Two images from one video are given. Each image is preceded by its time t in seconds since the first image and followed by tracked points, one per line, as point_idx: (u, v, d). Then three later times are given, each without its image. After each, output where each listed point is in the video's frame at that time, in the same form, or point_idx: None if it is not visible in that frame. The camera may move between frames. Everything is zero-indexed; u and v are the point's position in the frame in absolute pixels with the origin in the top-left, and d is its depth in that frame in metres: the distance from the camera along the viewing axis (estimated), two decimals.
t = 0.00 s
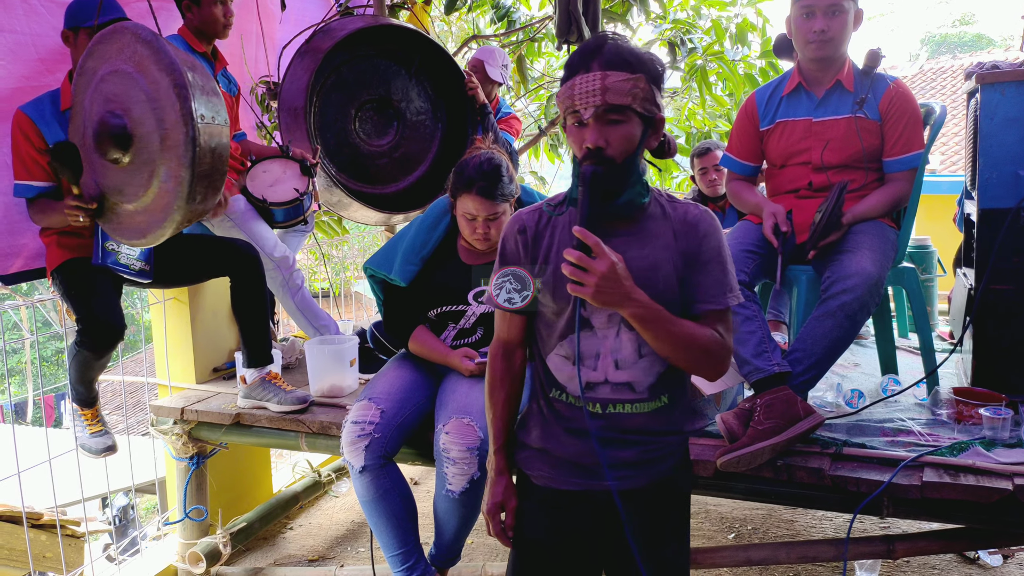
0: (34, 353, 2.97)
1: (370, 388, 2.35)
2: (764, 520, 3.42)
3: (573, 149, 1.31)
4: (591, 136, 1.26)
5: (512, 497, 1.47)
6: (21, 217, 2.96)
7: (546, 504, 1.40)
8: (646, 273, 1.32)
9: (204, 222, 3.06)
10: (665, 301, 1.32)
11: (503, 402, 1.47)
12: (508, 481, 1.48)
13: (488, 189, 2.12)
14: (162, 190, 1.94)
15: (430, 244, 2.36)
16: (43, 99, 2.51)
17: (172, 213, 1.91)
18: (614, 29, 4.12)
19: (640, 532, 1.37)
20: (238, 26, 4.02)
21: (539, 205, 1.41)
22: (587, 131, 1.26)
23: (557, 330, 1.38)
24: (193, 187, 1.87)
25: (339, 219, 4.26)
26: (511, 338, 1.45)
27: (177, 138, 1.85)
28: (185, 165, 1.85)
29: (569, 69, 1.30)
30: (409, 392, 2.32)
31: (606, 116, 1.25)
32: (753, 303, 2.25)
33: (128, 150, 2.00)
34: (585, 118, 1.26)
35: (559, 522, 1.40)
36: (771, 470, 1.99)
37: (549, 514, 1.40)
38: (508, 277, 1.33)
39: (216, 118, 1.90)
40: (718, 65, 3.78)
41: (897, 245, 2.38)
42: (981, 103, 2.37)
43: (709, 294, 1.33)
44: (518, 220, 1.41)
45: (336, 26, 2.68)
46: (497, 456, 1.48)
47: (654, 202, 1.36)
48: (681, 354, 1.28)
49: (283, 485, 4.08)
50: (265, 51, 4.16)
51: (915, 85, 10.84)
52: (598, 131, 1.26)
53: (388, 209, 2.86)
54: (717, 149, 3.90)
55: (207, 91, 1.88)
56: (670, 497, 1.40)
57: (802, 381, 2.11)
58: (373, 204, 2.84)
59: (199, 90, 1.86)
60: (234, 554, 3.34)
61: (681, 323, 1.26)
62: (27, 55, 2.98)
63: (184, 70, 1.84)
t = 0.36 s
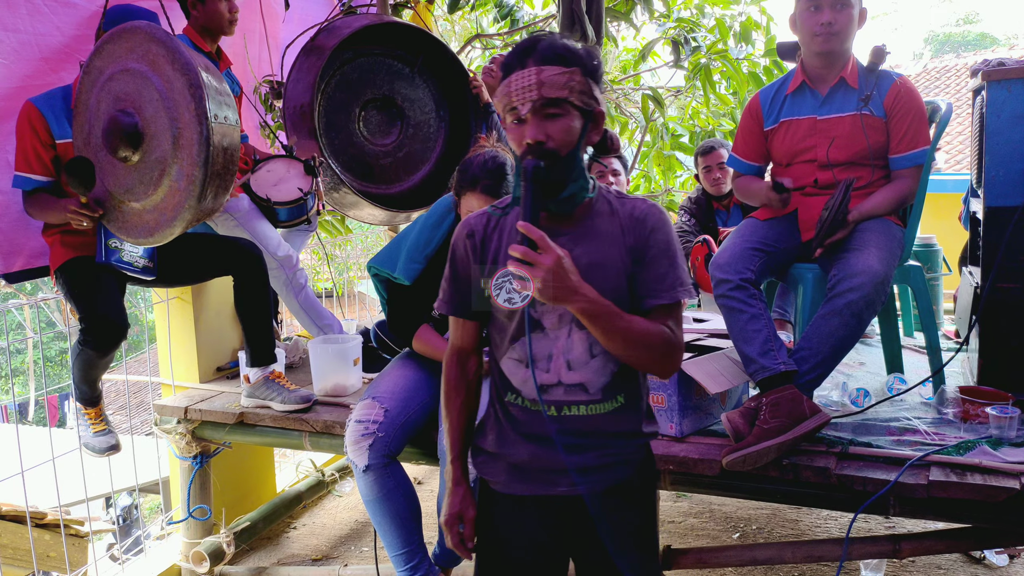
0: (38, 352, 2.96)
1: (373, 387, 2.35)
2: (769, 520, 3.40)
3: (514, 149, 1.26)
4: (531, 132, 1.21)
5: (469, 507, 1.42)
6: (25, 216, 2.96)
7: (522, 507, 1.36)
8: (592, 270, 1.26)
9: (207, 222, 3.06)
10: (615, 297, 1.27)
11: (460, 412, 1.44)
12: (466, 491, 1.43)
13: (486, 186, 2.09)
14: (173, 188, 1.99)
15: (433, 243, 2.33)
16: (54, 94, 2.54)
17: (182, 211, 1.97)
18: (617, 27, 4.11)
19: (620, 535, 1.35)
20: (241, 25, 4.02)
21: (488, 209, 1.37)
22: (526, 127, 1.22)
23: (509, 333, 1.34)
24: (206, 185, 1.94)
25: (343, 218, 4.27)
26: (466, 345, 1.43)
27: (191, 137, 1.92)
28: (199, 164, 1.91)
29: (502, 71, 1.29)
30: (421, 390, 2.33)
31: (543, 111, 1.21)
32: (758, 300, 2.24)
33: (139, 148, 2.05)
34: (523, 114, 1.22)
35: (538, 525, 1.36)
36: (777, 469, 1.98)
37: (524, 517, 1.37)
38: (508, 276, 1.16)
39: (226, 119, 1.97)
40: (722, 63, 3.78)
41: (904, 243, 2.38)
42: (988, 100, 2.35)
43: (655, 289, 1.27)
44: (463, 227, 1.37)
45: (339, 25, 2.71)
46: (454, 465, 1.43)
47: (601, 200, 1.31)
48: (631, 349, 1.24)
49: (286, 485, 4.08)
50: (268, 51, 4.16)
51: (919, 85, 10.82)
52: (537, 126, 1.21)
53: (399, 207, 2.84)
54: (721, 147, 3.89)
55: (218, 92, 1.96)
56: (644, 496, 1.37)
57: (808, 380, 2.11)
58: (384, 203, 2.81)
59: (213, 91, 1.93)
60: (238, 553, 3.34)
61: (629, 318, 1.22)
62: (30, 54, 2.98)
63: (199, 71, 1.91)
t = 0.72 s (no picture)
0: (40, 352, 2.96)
1: (375, 387, 2.35)
2: (769, 521, 3.41)
3: (481, 149, 1.32)
4: (500, 130, 1.27)
5: (444, 519, 1.39)
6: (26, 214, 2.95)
7: (508, 515, 1.36)
8: (561, 273, 1.30)
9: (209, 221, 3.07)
10: (586, 297, 1.31)
11: (430, 422, 1.43)
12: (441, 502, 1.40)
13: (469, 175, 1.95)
14: (171, 187, 1.99)
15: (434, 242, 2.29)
16: (61, 93, 2.53)
17: (180, 211, 1.97)
18: (618, 29, 4.11)
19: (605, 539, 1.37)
20: (241, 25, 4.02)
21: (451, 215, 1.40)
22: (496, 125, 1.28)
23: (477, 339, 1.38)
24: (201, 184, 1.93)
25: (343, 218, 4.28)
26: (435, 353, 1.43)
27: (187, 136, 1.91)
28: (193, 163, 1.91)
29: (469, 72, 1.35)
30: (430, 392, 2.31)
31: (513, 109, 1.28)
32: (760, 301, 2.25)
33: (140, 148, 2.05)
34: (493, 111, 1.28)
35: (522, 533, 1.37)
36: (780, 470, 1.98)
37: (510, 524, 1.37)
38: (508, 276, 1.16)
39: (224, 116, 1.95)
40: (723, 65, 3.78)
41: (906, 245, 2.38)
42: (990, 102, 2.36)
43: (624, 289, 1.31)
44: (428, 234, 1.39)
45: (340, 25, 2.73)
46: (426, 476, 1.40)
47: (566, 201, 1.36)
48: (600, 349, 1.26)
49: (286, 485, 4.07)
50: (268, 51, 4.16)
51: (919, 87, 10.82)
52: (508, 124, 1.28)
53: (394, 209, 2.84)
54: (723, 149, 3.89)
55: (217, 89, 1.94)
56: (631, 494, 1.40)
57: (810, 381, 2.11)
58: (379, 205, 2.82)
59: (209, 88, 1.92)
60: (238, 553, 3.33)
61: (597, 318, 1.24)
62: (33, 53, 2.98)
63: (195, 70, 1.90)
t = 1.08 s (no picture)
0: (41, 354, 2.96)
1: (377, 388, 2.35)
2: (771, 520, 3.40)
3: (470, 145, 1.31)
4: (492, 123, 1.27)
5: (438, 522, 1.41)
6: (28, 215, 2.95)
7: (506, 518, 1.34)
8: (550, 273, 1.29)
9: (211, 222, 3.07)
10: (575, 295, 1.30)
11: (421, 427, 1.44)
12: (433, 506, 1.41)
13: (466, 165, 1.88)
14: (163, 188, 1.99)
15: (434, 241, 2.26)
16: (61, 94, 2.54)
17: (171, 211, 1.96)
18: (618, 28, 4.11)
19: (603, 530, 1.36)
20: (243, 26, 4.02)
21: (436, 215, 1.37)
22: (486, 118, 1.28)
23: (467, 341, 1.36)
24: (192, 186, 1.93)
25: (344, 219, 4.28)
26: (422, 356, 1.43)
27: (177, 137, 1.91)
28: (183, 164, 1.90)
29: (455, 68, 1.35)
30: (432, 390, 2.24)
31: (505, 102, 1.27)
32: (762, 300, 2.25)
33: (136, 149, 2.06)
34: (485, 104, 1.27)
35: (522, 533, 1.34)
36: (782, 469, 1.98)
37: (508, 524, 1.35)
38: (507, 276, 1.13)
39: (216, 117, 1.95)
40: (723, 64, 3.78)
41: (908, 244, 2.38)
42: (991, 101, 2.36)
43: (613, 285, 1.29)
44: (412, 234, 1.37)
45: (342, 26, 2.76)
46: (418, 479, 1.41)
47: (552, 199, 1.36)
48: (591, 343, 1.23)
49: (288, 485, 4.08)
50: (270, 51, 4.16)
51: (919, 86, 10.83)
52: (500, 118, 1.27)
53: (390, 210, 2.85)
54: (723, 148, 3.90)
55: (208, 90, 1.94)
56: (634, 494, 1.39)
57: (812, 380, 2.11)
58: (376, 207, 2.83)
59: (199, 88, 1.91)
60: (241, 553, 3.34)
61: (586, 311, 1.21)
62: (34, 54, 2.99)
63: (185, 69, 1.90)
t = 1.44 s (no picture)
0: (52, 351, 2.98)
1: (387, 385, 2.36)
2: (779, 519, 3.40)
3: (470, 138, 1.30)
4: (494, 114, 1.26)
5: (444, 520, 1.38)
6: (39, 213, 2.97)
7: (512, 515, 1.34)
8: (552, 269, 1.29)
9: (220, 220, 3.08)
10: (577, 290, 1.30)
11: (427, 428, 1.43)
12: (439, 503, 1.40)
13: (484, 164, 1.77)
14: (169, 187, 2.00)
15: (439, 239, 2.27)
16: (71, 93, 2.56)
17: (177, 211, 1.98)
18: (626, 26, 4.11)
19: (609, 530, 1.36)
20: (253, 24, 4.03)
21: (436, 212, 1.38)
22: (489, 110, 1.27)
23: (471, 338, 1.35)
24: (197, 186, 1.94)
25: (352, 217, 4.29)
26: (424, 353, 1.44)
27: (183, 136, 1.92)
28: (189, 164, 1.91)
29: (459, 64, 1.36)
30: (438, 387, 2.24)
31: (507, 94, 1.27)
32: (771, 298, 2.25)
33: (144, 148, 2.08)
34: (488, 96, 1.27)
35: (528, 532, 1.35)
36: (791, 466, 1.98)
37: (513, 523, 1.35)
38: (507, 277, 1.13)
39: (222, 117, 1.96)
40: (731, 62, 3.78)
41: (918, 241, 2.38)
42: (1002, 99, 2.35)
43: (616, 278, 1.29)
44: (412, 230, 1.37)
45: (354, 25, 2.75)
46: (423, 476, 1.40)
47: (554, 195, 1.36)
48: (597, 337, 1.22)
49: (297, 482, 4.09)
50: (279, 50, 4.17)
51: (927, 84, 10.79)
52: (502, 109, 1.26)
53: (396, 208, 2.85)
54: (731, 146, 3.89)
55: (215, 89, 1.95)
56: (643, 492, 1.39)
57: (821, 378, 2.11)
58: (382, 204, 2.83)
59: (206, 88, 1.92)
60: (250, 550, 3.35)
61: (593, 303, 1.20)
62: (46, 53, 3.01)
63: (192, 69, 1.91)
